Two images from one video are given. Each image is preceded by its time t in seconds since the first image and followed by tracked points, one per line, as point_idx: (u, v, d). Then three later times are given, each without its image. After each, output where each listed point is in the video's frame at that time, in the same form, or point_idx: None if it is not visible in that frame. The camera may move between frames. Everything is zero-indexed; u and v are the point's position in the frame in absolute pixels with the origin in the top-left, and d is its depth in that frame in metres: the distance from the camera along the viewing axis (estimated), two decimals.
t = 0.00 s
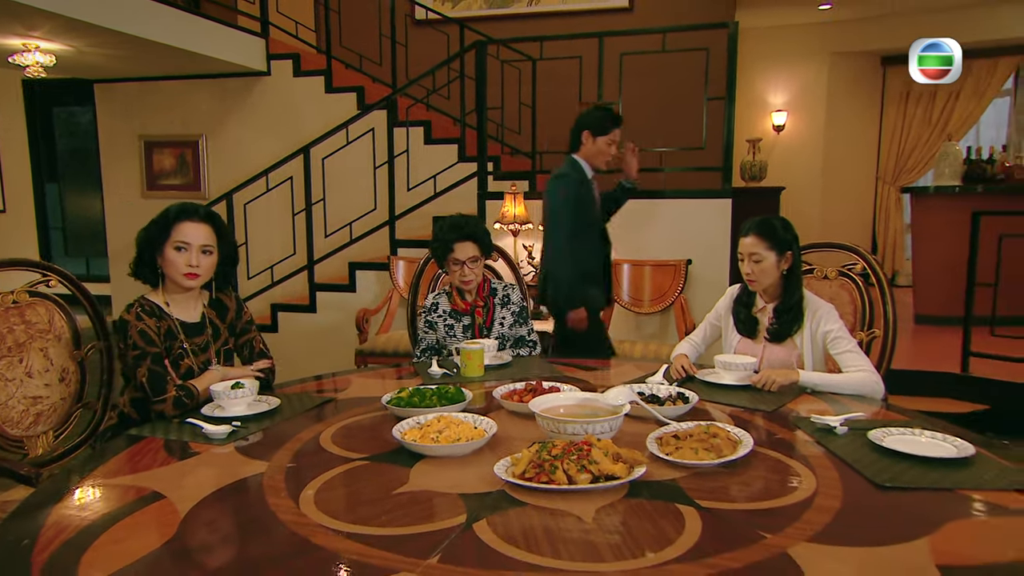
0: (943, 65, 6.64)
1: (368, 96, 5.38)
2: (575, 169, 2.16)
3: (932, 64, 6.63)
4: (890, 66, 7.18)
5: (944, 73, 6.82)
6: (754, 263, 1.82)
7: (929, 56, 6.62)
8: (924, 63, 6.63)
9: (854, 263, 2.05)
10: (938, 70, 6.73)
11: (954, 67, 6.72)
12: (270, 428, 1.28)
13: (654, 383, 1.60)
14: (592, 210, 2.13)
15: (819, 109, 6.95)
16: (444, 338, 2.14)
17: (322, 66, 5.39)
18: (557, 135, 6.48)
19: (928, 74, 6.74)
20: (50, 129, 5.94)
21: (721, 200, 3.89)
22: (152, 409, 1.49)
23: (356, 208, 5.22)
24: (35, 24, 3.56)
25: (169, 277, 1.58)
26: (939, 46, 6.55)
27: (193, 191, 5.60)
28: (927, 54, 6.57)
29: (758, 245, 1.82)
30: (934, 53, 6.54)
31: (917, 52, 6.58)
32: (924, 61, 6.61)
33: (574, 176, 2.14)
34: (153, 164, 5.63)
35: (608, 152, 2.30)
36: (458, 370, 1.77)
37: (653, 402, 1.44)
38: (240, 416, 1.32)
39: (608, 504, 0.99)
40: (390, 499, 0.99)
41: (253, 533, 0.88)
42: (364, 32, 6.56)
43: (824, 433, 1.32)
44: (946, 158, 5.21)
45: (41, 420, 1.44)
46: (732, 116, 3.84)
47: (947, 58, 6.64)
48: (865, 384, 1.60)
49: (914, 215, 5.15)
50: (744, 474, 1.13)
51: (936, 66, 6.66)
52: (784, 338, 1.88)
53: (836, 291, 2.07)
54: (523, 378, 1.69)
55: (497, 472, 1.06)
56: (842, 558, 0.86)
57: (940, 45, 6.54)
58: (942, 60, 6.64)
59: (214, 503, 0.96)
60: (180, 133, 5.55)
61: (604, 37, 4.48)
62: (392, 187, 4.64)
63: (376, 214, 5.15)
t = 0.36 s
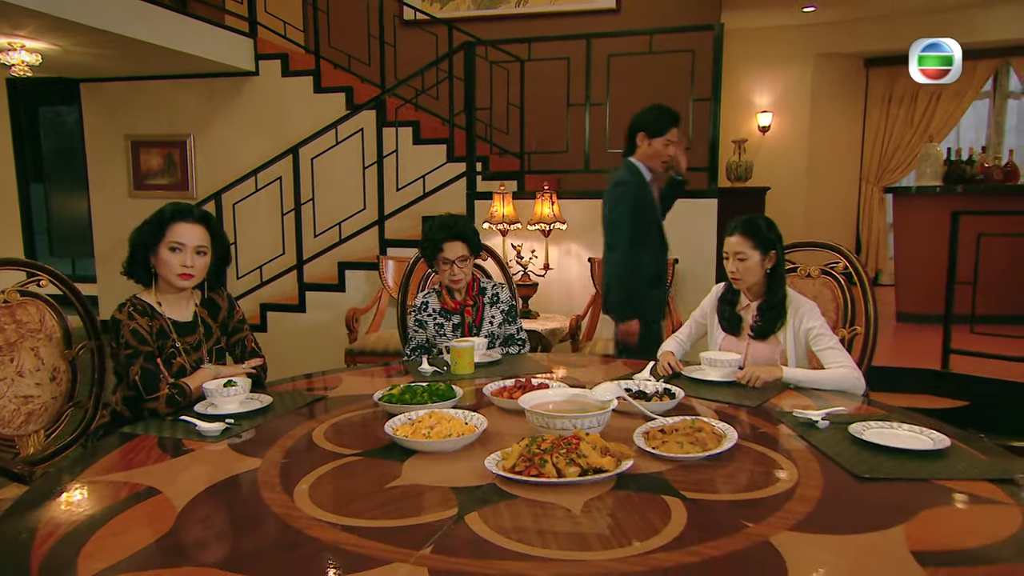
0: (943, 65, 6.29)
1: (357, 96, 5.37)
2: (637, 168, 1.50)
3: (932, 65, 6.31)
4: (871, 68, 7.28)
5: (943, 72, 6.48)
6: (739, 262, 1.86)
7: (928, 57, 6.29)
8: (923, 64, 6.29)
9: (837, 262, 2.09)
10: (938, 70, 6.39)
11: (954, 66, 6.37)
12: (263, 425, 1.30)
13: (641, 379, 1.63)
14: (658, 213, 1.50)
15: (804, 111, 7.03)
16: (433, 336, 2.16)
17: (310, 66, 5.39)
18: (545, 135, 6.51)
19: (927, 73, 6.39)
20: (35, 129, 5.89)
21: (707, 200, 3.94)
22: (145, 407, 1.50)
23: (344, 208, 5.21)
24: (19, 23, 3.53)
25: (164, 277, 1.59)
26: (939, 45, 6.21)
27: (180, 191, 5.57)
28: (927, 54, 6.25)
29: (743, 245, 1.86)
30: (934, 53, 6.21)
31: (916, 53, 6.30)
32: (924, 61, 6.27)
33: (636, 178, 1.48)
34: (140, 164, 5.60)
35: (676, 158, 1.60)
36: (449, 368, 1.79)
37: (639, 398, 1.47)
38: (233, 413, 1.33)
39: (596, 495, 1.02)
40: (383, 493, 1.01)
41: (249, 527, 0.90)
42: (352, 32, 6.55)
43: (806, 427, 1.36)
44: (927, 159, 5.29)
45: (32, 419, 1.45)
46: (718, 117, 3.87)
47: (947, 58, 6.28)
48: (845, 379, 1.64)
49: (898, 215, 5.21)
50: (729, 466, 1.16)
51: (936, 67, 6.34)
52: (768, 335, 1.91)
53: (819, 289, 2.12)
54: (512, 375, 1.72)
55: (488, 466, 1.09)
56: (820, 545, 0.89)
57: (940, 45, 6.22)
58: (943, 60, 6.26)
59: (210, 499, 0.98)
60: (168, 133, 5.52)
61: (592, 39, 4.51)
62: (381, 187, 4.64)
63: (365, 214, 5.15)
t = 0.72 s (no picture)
0: (943, 65, 6.34)
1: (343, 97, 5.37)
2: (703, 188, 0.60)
3: (933, 65, 6.34)
4: (852, 69, 7.37)
5: (943, 72, 6.49)
6: (722, 261, 1.90)
7: (928, 57, 6.33)
8: (923, 63, 6.34)
9: (818, 261, 2.13)
10: (938, 71, 6.43)
11: (954, 66, 6.39)
12: (254, 423, 1.31)
13: (627, 375, 1.66)
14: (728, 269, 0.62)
15: (787, 112, 7.11)
16: (422, 335, 2.18)
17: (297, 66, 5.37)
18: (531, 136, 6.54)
19: (928, 73, 6.41)
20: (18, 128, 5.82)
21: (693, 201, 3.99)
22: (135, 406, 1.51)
23: (332, 208, 5.21)
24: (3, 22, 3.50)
25: (155, 278, 1.59)
26: (939, 45, 6.28)
27: (166, 191, 5.54)
28: (927, 54, 6.30)
29: (726, 244, 1.89)
30: (934, 53, 6.28)
31: (916, 52, 6.35)
32: (924, 61, 6.32)
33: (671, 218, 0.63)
34: (125, 164, 5.57)
35: None
36: (437, 366, 1.81)
37: (625, 394, 1.48)
38: (224, 411, 1.35)
39: (582, 488, 1.05)
40: (375, 487, 1.03)
41: (242, 521, 0.92)
42: (339, 32, 6.54)
43: (786, 422, 1.40)
44: (907, 160, 5.37)
45: (21, 418, 1.45)
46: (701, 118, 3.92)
47: (947, 58, 6.33)
48: (825, 375, 1.68)
49: (879, 215, 5.29)
50: (712, 460, 1.19)
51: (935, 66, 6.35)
52: (750, 333, 1.95)
53: (801, 287, 2.16)
54: (500, 373, 1.74)
55: (477, 461, 1.11)
56: (797, 533, 0.92)
57: (940, 45, 6.28)
58: (943, 60, 6.32)
59: (203, 494, 1.00)
60: (153, 133, 5.49)
61: (578, 40, 4.55)
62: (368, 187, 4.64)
63: (353, 214, 5.14)
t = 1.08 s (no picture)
0: (944, 65, 6.01)
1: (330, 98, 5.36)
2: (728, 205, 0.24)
3: (934, 66, 6.05)
4: (834, 72, 7.45)
5: (944, 74, 6.17)
6: (705, 259, 1.93)
7: (928, 58, 6.02)
8: (923, 64, 5.99)
9: (799, 260, 2.18)
10: (938, 71, 6.06)
11: (955, 67, 6.07)
12: (245, 420, 1.33)
13: (612, 372, 1.69)
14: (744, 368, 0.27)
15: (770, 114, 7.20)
16: (411, 334, 2.20)
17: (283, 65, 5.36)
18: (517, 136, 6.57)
19: (927, 74, 6.03)
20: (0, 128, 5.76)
21: (677, 201, 4.04)
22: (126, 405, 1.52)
23: (319, 208, 5.20)
24: None
25: (145, 278, 1.60)
26: (939, 45, 5.99)
27: (151, 191, 5.51)
28: (927, 53, 6.05)
29: (709, 244, 1.93)
30: (933, 53, 5.97)
31: (916, 52, 6.04)
32: (924, 62, 5.99)
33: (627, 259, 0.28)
34: (110, 164, 5.53)
35: None
36: (426, 364, 1.83)
37: (610, 390, 1.53)
38: (215, 408, 1.36)
39: (569, 480, 1.08)
40: (366, 481, 1.06)
41: (235, 515, 0.93)
42: (326, 32, 6.53)
43: (767, 416, 1.43)
44: (887, 161, 5.45)
45: (9, 418, 1.44)
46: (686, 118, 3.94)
47: (947, 58, 6.01)
48: (805, 371, 1.73)
49: (861, 215, 5.36)
50: (694, 453, 1.23)
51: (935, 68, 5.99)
52: (732, 330, 1.99)
53: (782, 286, 2.20)
54: (488, 370, 1.77)
55: (466, 455, 1.14)
56: (776, 522, 0.95)
57: (939, 45, 5.99)
58: (943, 60, 5.98)
59: (195, 490, 1.01)
60: (138, 132, 5.46)
61: (564, 42, 4.58)
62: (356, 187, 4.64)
63: (340, 214, 5.14)
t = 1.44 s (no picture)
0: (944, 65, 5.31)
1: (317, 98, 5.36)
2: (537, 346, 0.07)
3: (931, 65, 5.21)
4: (816, 73, 7.52)
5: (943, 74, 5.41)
6: (689, 259, 1.97)
7: (927, 59, 5.22)
8: (922, 64, 5.23)
9: (780, 260, 2.22)
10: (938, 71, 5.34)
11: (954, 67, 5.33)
12: (236, 418, 1.34)
13: (598, 369, 1.72)
14: None
15: (754, 115, 7.29)
16: (399, 334, 2.22)
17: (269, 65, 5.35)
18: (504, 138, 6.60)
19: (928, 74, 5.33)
20: None
21: (661, 202, 4.08)
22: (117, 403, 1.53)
23: (306, 208, 5.20)
24: None
25: (135, 278, 1.61)
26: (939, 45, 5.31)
27: (136, 191, 5.47)
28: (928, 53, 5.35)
29: (693, 243, 1.96)
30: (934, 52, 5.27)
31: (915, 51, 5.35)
32: (923, 62, 5.22)
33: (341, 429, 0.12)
34: (94, 164, 5.48)
35: None
36: (414, 363, 1.85)
37: (596, 386, 1.56)
38: (205, 407, 1.38)
39: (555, 473, 1.11)
40: (357, 475, 1.08)
41: (229, 508, 0.96)
42: (312, 32, 6.52)
43: (749, 411, 1.47)
44: (868, 162, 5.55)
45: None
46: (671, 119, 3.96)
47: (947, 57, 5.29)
48: (786, 368, 1.77)
49: (842, 215, 5.44)
50: (677, 446, 1.26)
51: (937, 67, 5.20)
52: (714, 328, 2.03)
53: (764, 285, 2.25)
54: (476, 368, 1.79)
55: (455, 450, 1.16)
56: (754, 511, 0.99)
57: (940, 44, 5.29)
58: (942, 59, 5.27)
59: (189, 486, 1.03)
60: (123, 132, 5.42)
61: (549, 43, 4.62)
62: (343, 187, 4.65)
63: (327, 214, 5.14)
